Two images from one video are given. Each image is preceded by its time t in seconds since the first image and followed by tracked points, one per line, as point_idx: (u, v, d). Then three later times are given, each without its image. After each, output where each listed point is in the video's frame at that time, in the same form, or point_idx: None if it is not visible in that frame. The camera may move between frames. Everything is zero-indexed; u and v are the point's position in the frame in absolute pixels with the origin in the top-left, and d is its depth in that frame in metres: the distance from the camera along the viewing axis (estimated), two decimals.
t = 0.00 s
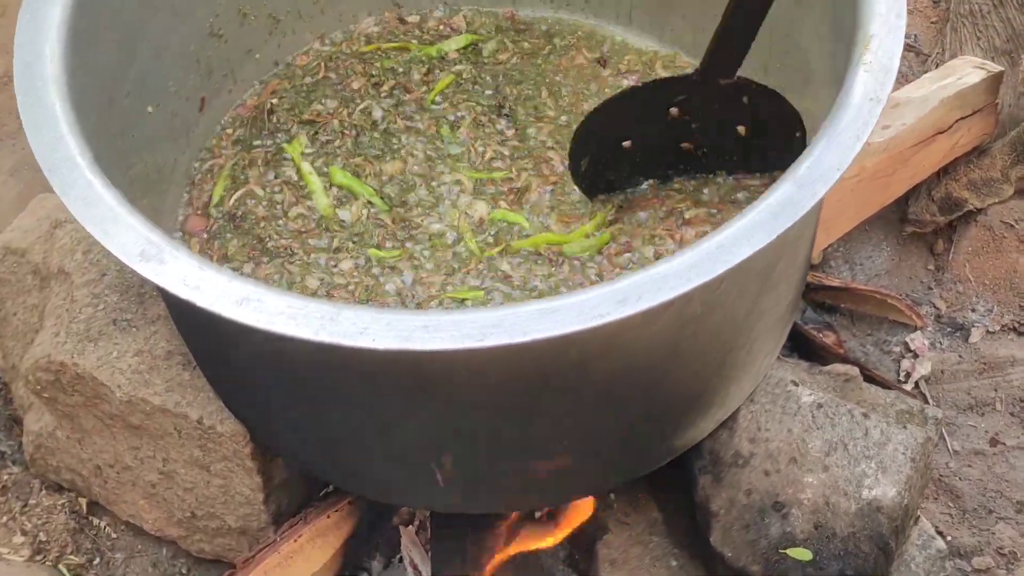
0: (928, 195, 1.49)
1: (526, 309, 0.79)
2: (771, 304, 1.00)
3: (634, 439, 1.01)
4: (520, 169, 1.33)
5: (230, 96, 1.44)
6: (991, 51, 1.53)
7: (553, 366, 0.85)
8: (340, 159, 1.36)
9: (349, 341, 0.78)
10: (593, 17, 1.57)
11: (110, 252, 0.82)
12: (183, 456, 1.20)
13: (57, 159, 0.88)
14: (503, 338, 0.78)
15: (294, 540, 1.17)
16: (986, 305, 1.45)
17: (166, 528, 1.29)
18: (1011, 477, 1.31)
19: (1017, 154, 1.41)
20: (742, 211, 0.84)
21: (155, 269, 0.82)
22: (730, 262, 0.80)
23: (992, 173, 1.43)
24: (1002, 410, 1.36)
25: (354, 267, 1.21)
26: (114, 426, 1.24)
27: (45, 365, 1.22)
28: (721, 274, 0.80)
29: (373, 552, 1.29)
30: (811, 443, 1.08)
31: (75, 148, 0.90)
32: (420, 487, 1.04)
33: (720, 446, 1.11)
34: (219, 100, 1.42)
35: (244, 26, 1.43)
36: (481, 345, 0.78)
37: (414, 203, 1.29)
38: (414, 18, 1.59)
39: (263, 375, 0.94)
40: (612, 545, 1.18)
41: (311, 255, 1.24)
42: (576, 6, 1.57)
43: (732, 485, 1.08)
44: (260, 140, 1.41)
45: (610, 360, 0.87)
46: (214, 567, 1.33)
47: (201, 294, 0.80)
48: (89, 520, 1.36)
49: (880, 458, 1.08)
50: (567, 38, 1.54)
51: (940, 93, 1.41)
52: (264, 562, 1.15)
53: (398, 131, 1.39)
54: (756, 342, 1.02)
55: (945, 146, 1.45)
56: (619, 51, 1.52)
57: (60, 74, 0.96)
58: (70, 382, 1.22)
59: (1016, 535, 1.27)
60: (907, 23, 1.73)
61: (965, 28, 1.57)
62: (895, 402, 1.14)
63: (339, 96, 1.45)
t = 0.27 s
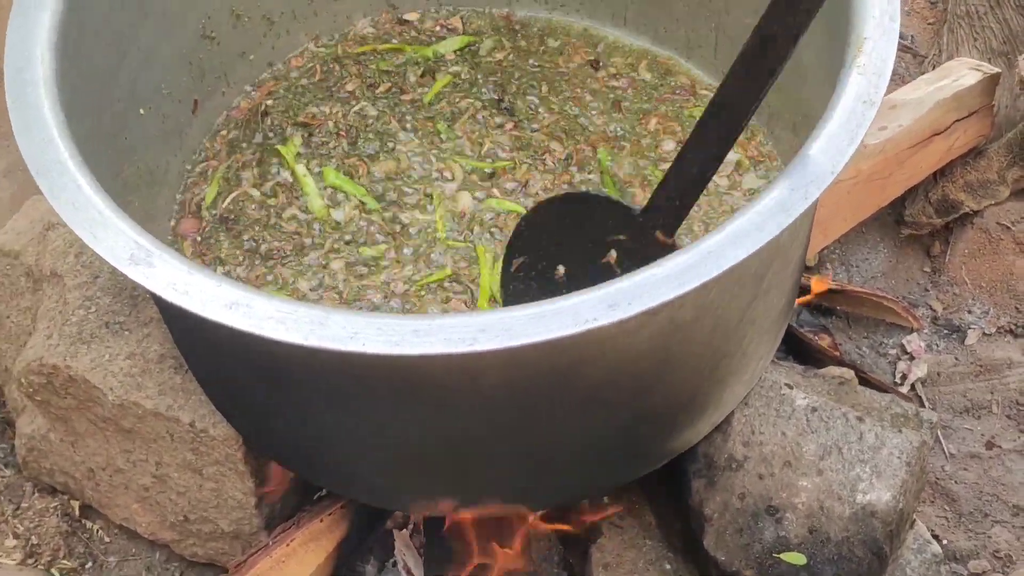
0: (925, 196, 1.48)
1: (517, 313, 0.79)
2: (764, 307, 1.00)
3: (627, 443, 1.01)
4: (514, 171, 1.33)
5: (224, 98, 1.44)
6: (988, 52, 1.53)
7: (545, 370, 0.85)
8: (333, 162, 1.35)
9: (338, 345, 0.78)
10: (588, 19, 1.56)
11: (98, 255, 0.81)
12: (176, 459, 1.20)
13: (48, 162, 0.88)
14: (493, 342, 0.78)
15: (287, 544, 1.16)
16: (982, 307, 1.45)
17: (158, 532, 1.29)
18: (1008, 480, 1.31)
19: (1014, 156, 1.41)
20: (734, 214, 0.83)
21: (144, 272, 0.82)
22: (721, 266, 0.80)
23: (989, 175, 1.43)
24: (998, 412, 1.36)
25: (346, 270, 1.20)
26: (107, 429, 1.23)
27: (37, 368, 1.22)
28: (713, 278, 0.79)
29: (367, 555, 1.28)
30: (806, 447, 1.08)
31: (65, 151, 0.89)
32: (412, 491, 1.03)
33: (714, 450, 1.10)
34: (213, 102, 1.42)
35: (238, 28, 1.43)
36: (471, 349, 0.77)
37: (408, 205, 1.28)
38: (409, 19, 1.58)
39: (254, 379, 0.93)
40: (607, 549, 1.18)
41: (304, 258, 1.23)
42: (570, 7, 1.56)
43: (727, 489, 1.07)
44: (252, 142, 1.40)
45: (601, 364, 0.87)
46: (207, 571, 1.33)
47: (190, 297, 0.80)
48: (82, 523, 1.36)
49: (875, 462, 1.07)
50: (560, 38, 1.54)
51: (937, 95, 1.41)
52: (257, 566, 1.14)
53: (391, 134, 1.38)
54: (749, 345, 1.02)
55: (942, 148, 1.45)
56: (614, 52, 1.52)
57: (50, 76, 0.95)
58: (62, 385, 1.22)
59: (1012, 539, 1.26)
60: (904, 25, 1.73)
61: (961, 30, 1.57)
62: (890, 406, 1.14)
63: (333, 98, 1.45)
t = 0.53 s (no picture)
0: (924, 201, 1.49)
1: (517, 319, 0.79)
2: (764, 313, 1.00)
3: (627, 448, 1.01)
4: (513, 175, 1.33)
5: (226, 103, 1.44)
6: (987, 57, 1.53)
7: (547, 376, 0.85)
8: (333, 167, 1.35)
9: (339, 351, 0.78)
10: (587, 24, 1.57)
11: (101, 262, 0.82)
12: (177, 463, 1.20)
13: (50, 168, 0.88)
14: (494, 349, 0.78)
15: (288, 548, 1.16)
16: (982, 311, 1.45)
17: (160, 536, 1.29)
18: (1007, 484, 1.31)
19: (1013, 160, 1.42)
20: (734, 221, 0.83)
21: (146, 279, 0.82)
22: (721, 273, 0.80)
23: (989, 179, 1.44)
24: (997, 416, 1.36)
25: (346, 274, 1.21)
26: (108, 434, 1.24)
27: (39, 372, 1.22)
28: (713, 285, 0.79)
29: (368, 559, 1.28)
30: (806, 452, 1.08)
31: (67, 156, 0.89)
32: (413, 496, 1.03)
33: (715, 455, 1.10)
34: (214, 106, 1.43)
35: (239, 32, 1.43)
36: (472, 356, 0.77)
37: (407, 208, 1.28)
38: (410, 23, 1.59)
39: (255, 384, 0.93)
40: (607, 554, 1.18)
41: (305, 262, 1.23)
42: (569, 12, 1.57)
43: (727, 493, 1.08)
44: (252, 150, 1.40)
45: (601, 370, 0.87)
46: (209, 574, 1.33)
47: (192, 304, 0.80)
48: (84, 527, 1.36)
49: (874, 467, 1.07)
50: (560, 40, 1.55)
51: (936, 99, 1.41)
52: (258, 570, 1.14)
53: (391, 138, 1.38)
54: (749, 351, 1.02)
55: (941, 152, 1.45)
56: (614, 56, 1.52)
57: (52, 82, 0.96)
58: (64, 389, 1.22)
59: (1011, 543, 1.26)
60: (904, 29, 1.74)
61: (960, 34, 1.57)
62: (890, 410, 1.14)
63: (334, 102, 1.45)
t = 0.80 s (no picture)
0: (931, 200, 1.50)
1: (533, 317, 0.80)
2: (775, 311, 1.01)
3: (638, 444, 1.02)
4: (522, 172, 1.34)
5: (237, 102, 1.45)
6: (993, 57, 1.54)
7: (561, 373, 0.86)
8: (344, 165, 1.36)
9: (357, 348, 0.79)
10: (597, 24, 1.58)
11: (120, 260, 0.83)
12: (191, 460, 1.21)
13: (68, 167, 0.89)
14: (510, 346, 0.79)
15: (301, 545, 1.18)
16: (988, 310, 1.46)
17: (173, 532, 1.30)
18: (1014, 482, 1.32)
19: (1019, 160, 1.41)
20: (747, 220, 0.84)
21: (165, 276, 0.83)
22: (735, 271, 0.81)
23: (994, 179, 1.44)
24: (1004, 415, 1.37)
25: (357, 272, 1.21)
26: (122, 431, 1.25)
27: (53, 370, 1.23)
28: (726, 282, 0.80)
29: (380, 554, 1.28)
30: (816, 449, 1.09)
31: (85, 156, 0.90)
32: (427, 492, 1.04)
33: (725, 452, 1.11)
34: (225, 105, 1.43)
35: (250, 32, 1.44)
36: (489, 352, 0.78)
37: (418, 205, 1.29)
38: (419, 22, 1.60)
39: (271, 381, 0.94)
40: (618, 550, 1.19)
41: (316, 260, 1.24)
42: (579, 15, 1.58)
43: (738, 490, 1.09)
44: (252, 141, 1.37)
45: (615, 367, 0.88)
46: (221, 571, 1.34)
47: (211, 301, 0.81)
48: (96, 524, 1.37)
49: (884, 464, 1.08)
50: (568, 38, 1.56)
51: (943, 99, 1.42)
52: (271, 566, 1.15)
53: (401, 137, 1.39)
54: (759, 349, 1.03)
55: (947, 152, 1.46)
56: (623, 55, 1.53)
57: (68, 83, 0.96)
58: (78, 387, 1.23)
59: (1018, 540, 1.27)
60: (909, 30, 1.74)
61: (966, 34, 1.58)
62: (898, 408, 1.15)
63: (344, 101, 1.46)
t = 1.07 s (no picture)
0: (931, 198, 1.50)
1: (534, 312, 0.80)
2: (774, 307, 1.01)
3: (638, 440, 1.02)
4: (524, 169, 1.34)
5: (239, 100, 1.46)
6: (993, 56, 1.55)
7: (561, 368, 0.86)
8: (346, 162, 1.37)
9: (358, 343, 0.79)
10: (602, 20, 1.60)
11: (122, 256, 0.83)
12: (191, 456, 1.21)
13: (71, 164, 0.89)
14: (511, 340, 0.79)
15: (301, 540, 1.18)
16: (987, 307, 1.46)
17: (173, 528, 1.30)
18: (1012, 478, 1.32)
19: (1018, 158, 1.45)
20: (746, 216, 0.85)
21: (167, 272, 0.83)
22: (734, 266, 0.81)
23: (994, 177, 1.46)
24: (1003, 411, 1.37)
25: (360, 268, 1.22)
26: (122, 427, 1.25)
27: (55, 366, 1.23)
28: (726, 277, 0.81)
29: (380, 550, 1.29)
30: (814, 445, 1.09)
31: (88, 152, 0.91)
32: (426, 487, 1.05)
33: (724, 447, 1.12)
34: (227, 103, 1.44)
35: (252, 30, 1.45)
36: (490, 347, 0.79)
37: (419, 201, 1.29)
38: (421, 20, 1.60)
39: (272, 376, 0.95)
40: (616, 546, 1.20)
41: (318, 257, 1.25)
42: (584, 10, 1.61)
43: (736, 486, 1.09)
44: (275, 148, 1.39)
45: (614, 362, 0.88)
46: (220, 567, 1.34)
47: (213, 296, 0.81)
48: (96, 520, 1.37)
49: (883, 459, 1.09)
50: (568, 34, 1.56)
51: (942, 97, 1.42)
52: (271, 562, 1.16)
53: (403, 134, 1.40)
54: (759, 345, 1.03)
55: (947, 150, 1.46)
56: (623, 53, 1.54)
57: (72, 82, 0.97)
58: (79, 383, 1.23)
59: (1017, 536, 1.28)
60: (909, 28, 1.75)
61: (966, 33, 1.58)
62: (897, 404, 1.15)
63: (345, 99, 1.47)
